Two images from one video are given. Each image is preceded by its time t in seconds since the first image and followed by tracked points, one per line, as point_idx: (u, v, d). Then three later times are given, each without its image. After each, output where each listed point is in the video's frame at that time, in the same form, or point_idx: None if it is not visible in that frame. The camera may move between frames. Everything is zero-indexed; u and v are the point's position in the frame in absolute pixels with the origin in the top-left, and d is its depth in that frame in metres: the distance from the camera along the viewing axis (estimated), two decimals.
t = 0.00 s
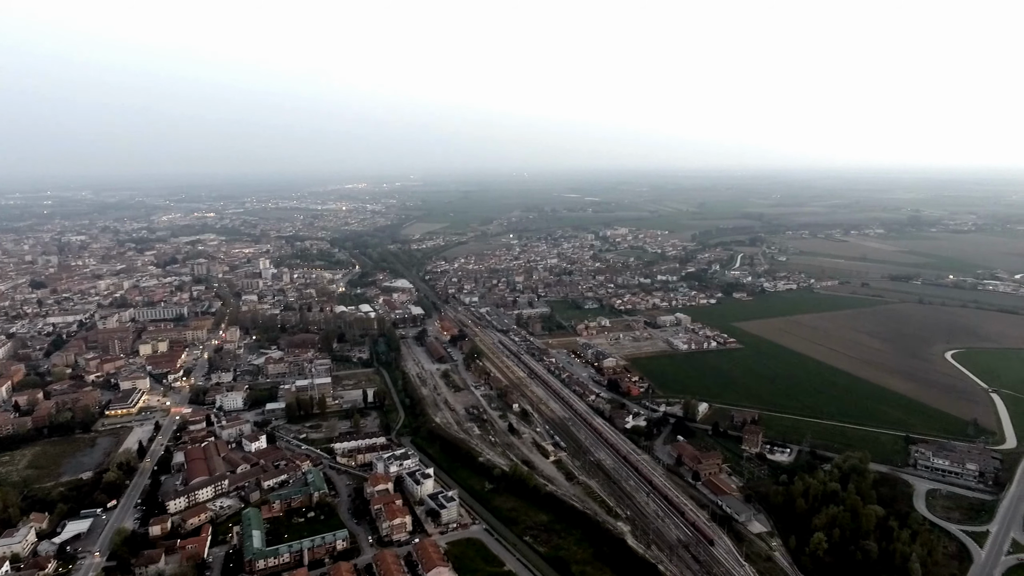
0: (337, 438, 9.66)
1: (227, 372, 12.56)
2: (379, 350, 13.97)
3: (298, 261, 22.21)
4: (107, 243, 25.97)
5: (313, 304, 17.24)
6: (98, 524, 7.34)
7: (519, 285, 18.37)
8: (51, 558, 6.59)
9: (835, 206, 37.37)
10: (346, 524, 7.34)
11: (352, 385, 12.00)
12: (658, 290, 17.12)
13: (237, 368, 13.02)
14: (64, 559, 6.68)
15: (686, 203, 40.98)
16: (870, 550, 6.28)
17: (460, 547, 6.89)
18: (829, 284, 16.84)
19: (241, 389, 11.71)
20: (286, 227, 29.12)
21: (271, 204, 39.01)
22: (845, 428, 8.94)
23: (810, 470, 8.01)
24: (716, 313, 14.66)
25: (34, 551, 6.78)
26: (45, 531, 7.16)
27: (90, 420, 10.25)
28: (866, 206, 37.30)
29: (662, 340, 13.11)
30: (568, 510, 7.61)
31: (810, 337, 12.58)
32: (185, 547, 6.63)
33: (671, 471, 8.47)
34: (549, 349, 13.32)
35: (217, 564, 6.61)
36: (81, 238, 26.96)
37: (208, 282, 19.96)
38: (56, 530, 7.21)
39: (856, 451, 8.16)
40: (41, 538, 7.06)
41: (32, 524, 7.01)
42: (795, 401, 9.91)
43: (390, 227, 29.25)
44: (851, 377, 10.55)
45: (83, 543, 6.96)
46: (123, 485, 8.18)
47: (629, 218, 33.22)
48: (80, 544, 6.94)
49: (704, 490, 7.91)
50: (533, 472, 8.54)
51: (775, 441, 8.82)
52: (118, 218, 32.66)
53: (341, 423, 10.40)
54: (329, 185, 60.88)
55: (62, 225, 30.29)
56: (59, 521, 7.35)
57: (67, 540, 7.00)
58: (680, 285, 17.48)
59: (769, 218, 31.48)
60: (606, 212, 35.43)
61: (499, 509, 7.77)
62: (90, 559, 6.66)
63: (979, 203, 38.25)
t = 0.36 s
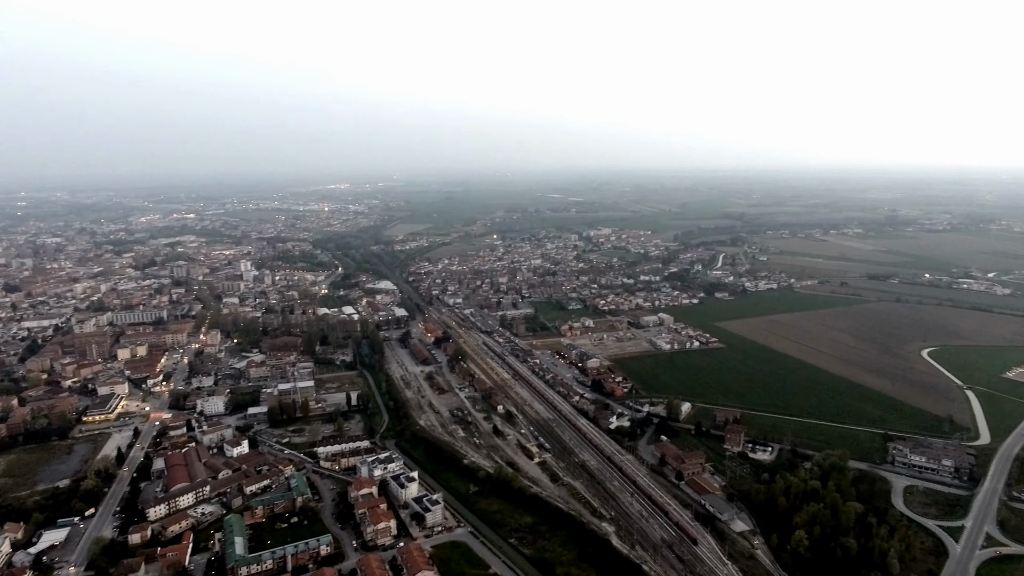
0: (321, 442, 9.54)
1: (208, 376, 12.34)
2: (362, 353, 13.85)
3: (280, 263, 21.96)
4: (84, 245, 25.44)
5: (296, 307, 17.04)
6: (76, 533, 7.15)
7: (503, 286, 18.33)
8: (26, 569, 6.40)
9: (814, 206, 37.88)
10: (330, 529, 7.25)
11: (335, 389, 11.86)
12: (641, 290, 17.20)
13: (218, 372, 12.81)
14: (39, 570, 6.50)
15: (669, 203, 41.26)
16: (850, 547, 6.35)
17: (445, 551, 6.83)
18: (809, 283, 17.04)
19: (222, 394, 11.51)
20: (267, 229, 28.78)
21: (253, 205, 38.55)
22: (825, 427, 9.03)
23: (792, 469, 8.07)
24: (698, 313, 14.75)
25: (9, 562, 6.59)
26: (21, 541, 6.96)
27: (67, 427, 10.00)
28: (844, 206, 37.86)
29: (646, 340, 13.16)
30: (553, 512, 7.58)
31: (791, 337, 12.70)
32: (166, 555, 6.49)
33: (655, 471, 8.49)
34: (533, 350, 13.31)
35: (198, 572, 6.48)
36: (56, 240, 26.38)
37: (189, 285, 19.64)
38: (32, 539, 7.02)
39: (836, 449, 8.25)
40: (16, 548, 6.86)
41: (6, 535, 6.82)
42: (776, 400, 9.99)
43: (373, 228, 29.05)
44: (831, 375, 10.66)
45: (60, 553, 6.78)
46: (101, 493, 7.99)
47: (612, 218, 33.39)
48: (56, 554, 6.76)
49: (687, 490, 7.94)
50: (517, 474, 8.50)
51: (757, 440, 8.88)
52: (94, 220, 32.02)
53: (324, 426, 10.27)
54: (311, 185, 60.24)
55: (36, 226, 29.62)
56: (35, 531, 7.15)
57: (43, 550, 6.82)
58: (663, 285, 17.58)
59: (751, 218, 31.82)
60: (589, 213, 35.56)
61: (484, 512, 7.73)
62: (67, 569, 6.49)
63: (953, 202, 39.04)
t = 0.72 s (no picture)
0: (299, 447, 9.38)
1: (183, 381, 12.07)
2: (341, 356, 13.69)
3: (256, 265, 21.63)
4: (53, 248, 24.76)
5: (273, 310, 16.78)
6: (46, 545, 6.93)
7: (483, 287, 18.28)
8: None
9: (789, 205, 38.50)
10: (310, 535, 7.12)
11: (313, 393, 11.69)
12: (620, 291, 17.28)
13: (193, 377, 12.53)
14: None
15: (647, 203, 41.60)
16: (825, 542, 6.43)
17: (426, 555, 6.76)
18: (785, 282, 17.28)
19: (198, 400, 11.27)
20: (243, 231, 28.32)
21: (228, 206, 37.92)
22: (801, 424, 9.14)
23: (768, 466, 8.16)
24: (677, 313, 14.86)
25: None
26: None
27: (36, 435, 9.69)
28: (817, 205, 38.51)
29: (625, 340, 13.21)
30: (533, 514, 7.55)
31: (768, 335, 12.85)
32: (140, 565, 6.31)
33: (635, 471, 8.51)
34: (513, 351, 13.27)
35: None
36: (24, 242, 25.62)
37: (163, 288, 19.22)
38: None
39: (812, 447, 8.35)
40: None
41: None
42: (753, 399, 10.09)
43: (351, 229, 28.78)
44: (807, 373, 10.80)
45: (30, 565, 6.56)
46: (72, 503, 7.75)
47: (591, 218, 33.55)
48: (26, 567, 6.53)
49: (667, 489, 7.97)
50: (498, 476, 8.46)
51: (735, 438, 8.96)
52: (64, 221, 31.17)
53: (303, 431, 10.11)
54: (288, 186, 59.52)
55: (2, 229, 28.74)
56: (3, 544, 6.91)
57: (12, 563, 6.59)
58: (642, 285, 17.69)
59: (727, 218, 32.21)
60: (569, 213, 35.67)
61: (465, 514, 7.66)
62: None
63: (922, 201, 39.95)
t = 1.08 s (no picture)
0: (276, 453, 9.21)
1: (155, 387, 11.78)
2: (318, 359, 13.49)
3: (230, 268, 21.25)
4: (17, 251, 23.98)
5: (248, 313, 16.49)
6: (12, 559, 6.68)
7: (461, 289, 18.20)
8: None
9: (762, 205, 39.13)
10: (287, 542, 6.98)
11: (290, 397, 11.50)
12: (598, 291, 17.35)
13: (166, 382, 12.23)
14: None
15: (624, 203, 41.89)
16: (800, 537, 6.51)
17: (406, 560, 6.67)
18: (759, 281, 17.53)
19: (171, 405, 11.00)
20: (217, 233, 27.79)
21: (201, 207, 37.19)
22: (776, 422, 9.26)
23: (745, 464, 8.24)
24: (654, 312, 14.96)
25: None
26: None
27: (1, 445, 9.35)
28: (790, 205, 39.18)
29: (603, 340, 13.26)
30: (513, 515, 7.51)
31: (744, 334, 12.98)
32: None
33: (613, 470, 8.53)
34: (492, 353, 13.23)
35: None
36: None
37: (133, 292, 18.75)
38: None
39: (786, 444, 8.46)
40: None
41: None
42: (730, 397, 10.18)
43: (327, 230, 28.45)
44: (782, 372, 10.93)
45: None
46: (40, 514, 7.49)
47: (568, 218, 33.69)
48: None
49: (645, 488, 8.00)
50: (478, 478, 8.40)
51: (712, 436, 9.04)
52: (28, 224, 30.25)
53: (280, 436, 9.93)
54: (263, 186, 58.66)
55: None
56: None
57: None
58: (619, 285, 17.79)
59: (702, 218, 32.59)
60: (546, 213, 35.76)
61: (445, 518, 7.59)
62: None
63: (891, 200, 40.90)
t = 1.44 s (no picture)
0: (251, 459, 9.02)
1: (125, 394, 11.46)
2: (294, 362, 13.27)
3: (202, 271, 20.81)
4: None
5: (221, 317, 16.16)
6: None
7: (438, 290, 18.10)
8: None
9: (736, 205, 39.72)
10: (263, 550, 6.83)
11: (265, 402, 11.28)
12: (575, 291, 17.41)
13: (137, 389, 11.89)
14: None
15: (600, 203, 42.15)
16: (775, 534, 6.57)
17: (385, 565, 6.57)
18: (733, 281, 17.76)
19: (142, 412, 10.70)
20: (188, 235, 27.21)
21: (172, 209, 36.38)
22: (750, 419, 9.36)
23: (721, 461, 8.30)
24: (630, 312, 15.04)
25: None
26: None
27: None
28: (762, 205, 39.84)
29: (580, 341, 13.29)
30: (492, 518, 7.46)
31: (720, 333, 13.11)
32: None
33: (592, 471, 8.53)
34: (470, 354, 13.15)
35: None
36: None
37: (101, 296, 18.23)
38: None
39: (760, 441, 8.56)
40: None
41: None
42: (705, 396, 10.27)
43: (302, 231, 28.06)
44: (756, 370, 11.06)
45: None
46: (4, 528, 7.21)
47: (545, 219, 33.77)
48: None
49: (623, 488, 8.01)
50: (456, 481, 8.33)
51: (688, 435, 9.10)
52: None
53: (255, 442, 9.73)
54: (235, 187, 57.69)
55: None
56: None
57: None
58: (596, 285, 17.86)
59: (677, 218, 32.94)
60: (523, 214, 35.80)
61: (424, 521, 7.50)
62: None
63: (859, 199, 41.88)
